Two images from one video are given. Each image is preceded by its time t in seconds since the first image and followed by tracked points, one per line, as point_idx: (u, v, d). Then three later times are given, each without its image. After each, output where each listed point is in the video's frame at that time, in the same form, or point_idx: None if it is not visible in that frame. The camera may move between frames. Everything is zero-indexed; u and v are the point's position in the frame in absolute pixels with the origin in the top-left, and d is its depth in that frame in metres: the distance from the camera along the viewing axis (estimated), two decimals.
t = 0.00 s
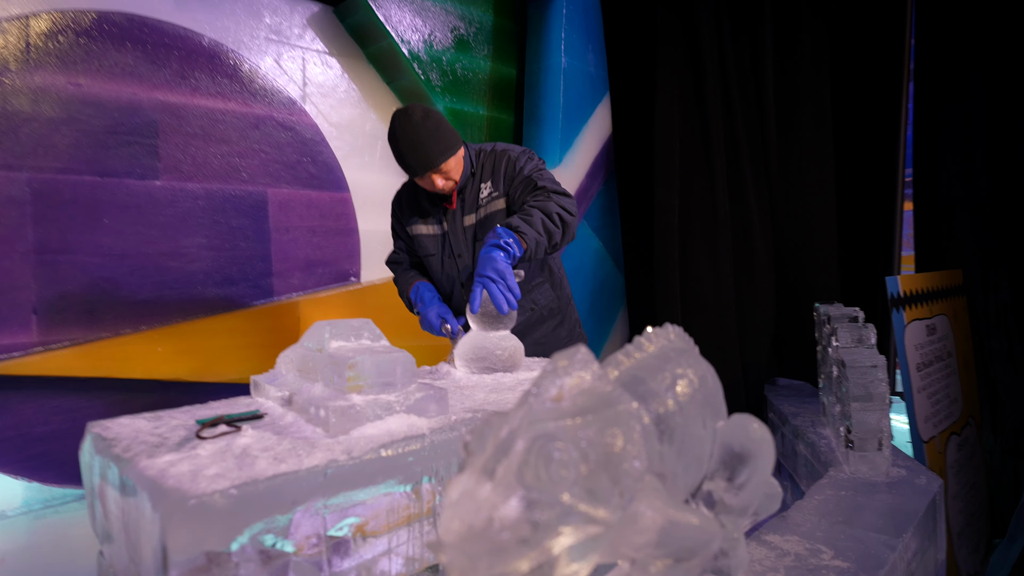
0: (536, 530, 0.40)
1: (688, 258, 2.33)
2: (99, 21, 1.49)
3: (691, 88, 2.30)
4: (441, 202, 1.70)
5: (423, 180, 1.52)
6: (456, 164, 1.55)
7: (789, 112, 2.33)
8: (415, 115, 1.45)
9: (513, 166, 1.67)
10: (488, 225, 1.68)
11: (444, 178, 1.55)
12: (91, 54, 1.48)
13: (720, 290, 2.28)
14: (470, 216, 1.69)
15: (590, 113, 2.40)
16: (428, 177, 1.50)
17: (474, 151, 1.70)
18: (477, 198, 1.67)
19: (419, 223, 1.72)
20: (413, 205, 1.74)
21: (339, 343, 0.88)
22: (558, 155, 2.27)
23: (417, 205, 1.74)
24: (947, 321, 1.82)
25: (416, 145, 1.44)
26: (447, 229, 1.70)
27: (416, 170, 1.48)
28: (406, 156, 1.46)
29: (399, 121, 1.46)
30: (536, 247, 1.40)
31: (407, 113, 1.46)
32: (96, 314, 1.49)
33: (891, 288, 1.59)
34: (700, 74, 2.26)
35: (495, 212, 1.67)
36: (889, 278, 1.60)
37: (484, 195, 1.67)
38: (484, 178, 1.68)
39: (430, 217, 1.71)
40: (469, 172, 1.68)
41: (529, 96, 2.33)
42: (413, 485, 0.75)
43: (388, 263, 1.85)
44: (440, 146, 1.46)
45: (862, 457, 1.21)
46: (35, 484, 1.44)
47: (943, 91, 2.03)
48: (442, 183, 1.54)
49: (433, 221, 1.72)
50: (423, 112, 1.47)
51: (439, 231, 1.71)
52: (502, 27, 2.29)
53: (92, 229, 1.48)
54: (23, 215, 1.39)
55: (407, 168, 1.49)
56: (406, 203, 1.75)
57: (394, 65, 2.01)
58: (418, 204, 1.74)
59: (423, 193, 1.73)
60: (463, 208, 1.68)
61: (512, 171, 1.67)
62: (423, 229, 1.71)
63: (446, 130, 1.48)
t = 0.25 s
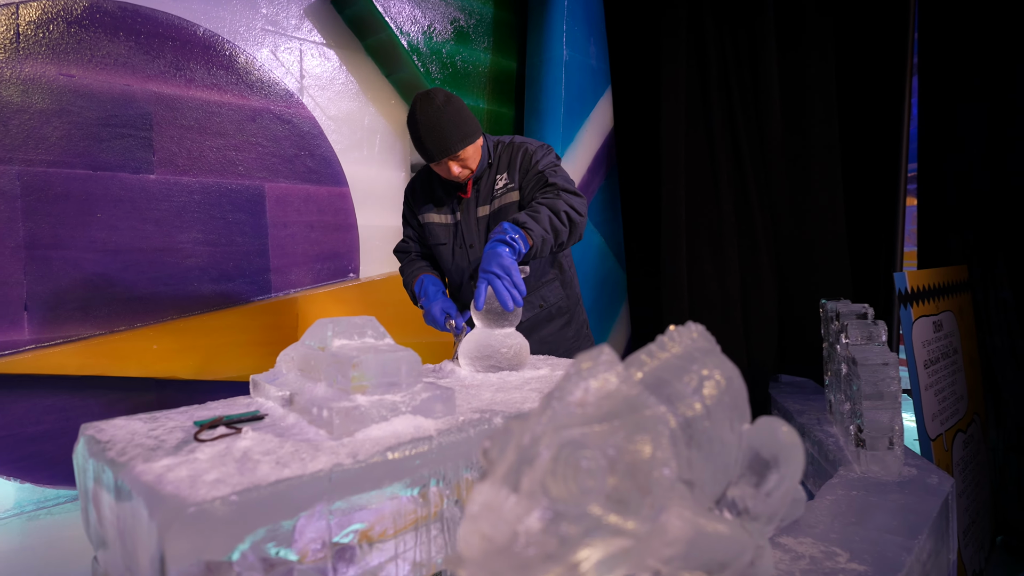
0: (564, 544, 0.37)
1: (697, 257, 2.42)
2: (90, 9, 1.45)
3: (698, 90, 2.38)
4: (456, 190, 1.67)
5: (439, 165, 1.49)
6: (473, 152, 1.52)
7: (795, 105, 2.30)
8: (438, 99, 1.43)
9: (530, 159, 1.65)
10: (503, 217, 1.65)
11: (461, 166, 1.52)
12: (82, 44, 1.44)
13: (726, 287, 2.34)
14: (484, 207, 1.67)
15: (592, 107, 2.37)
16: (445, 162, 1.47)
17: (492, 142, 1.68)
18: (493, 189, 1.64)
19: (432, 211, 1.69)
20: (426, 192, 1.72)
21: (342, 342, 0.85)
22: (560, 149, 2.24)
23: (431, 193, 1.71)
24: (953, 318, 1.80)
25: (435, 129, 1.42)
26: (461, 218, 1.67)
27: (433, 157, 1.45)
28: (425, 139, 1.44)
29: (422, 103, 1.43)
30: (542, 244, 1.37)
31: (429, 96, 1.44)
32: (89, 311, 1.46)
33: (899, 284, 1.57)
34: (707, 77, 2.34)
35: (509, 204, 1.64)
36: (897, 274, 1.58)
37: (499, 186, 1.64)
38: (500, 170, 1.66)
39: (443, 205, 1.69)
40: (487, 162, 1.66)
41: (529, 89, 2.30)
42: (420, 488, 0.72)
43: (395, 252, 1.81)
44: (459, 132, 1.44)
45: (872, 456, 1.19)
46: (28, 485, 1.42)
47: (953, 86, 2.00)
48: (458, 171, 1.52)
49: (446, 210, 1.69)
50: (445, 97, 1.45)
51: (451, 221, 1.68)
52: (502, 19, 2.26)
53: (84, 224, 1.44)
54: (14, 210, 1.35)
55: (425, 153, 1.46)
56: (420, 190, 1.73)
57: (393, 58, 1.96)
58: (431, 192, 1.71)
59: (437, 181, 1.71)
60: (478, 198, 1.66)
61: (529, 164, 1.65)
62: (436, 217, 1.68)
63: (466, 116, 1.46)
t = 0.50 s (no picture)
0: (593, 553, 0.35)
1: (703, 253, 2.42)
2: None
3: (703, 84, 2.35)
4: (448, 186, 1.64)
5: (433, 160, 1.47)
6: (467, 146, 1.49)
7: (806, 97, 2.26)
8: (432, 91, 1.40)
9: (525, 152, 1.63)
10: (498, 211, 1.62)
11: (455, 160, 1.50)
12: (81, 30, 1.41)
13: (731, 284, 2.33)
14: (478, 202, 1.63)
15: (597, 99, 2.34)
16: (439, 157, 1.44)
17: (484, 136, 1.66)
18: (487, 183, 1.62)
19: (424, 207, 1.65)
20: (416, 189, 1.68)
21: (348, 336, 0.83)
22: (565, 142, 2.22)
23: (421, 189, 1.68)
24: (963, 314, 1.78)
25: (431, 123, 1.39)
26: (454, 214, 1.64)
27: (427, 150, 1.42)
28: (420, 134, 1.41)
29: (413, 96, 1.40)
30: (549, 236, 1.35)
31: (423, 87, 1.41)
32: (89, 303, 1.44)
33: (910, 279, 1.55)
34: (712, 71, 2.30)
35: (506, 198, 1.61)
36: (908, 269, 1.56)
37: (494, 180, 1.62)
38: (495, 164, 1.63)
39: (435, 202, 1.65)
40: (479, 157, 1.63)
41: (534, 80, 2.27)
42: (428, 485, 0.70)
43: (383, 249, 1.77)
44: (453, 126, 1.41)
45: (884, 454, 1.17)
46: (27, 479, 1.40)
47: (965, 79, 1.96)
48: (453, 165, 1.49)
49: (438, 206, 1.65)
50: (440, 89, 1.43)
51: (444, 217, 1.65)
52: (507, 9, 2.23)
53: (84, 214, 1.42)
54: (12, 200, 1.33)
55: (418, 147, 1.43)
56: (409, 186, 1.69)
57: (396, 47, 1.94)
58: (422, 187, 1.67)
59: (427, 176, 1.67)
60: (472, 193, 1.63)
61: (524, 157, 1.63)
62: (428, 213, 1.65)
63: (461, 109, 1.44)
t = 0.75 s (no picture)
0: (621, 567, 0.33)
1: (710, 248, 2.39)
2: None
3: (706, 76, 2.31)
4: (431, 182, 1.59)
5: (415, 157, 1.42)
6: (449, 140, 1.45)
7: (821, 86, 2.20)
8: (406, 86, 1.35)
9: (513, 141, 1.60)
10: (487, 204, 1.59)
11: (437, 156, 1.45)
12: (81, 20, 1.38)
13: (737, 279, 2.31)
14: (465, 197, 1.59)
15: (604, 92, 2.31)
16: (421, 153, 1.40)
17: (465, 127, 1.61)
18: (473, 176, 1.58)
19: (408, 205, 1.61)
20: (398, 186, 1.63)
21: (354, 332, 0.81)
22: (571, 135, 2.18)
23: (403, 186, 1.63)
24: (976, 310, 1.75)
25: (409, 121, 1.34)
26: (440, 211, 1.59)
27: (406, 147, 1.38)
28: (399, 133, 1.36)
29: (387, 92, 1.34)
30: (556, 225, 1.33)
31: (396, 82, 1.35)
32: (91, 298, 1.42)
33: (925, 275, 1.52)
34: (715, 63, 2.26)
35: (495, 190, 1.59)
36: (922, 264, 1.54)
37: (481, 172, 1.58)
38: (479, 155, 1.59)
39: (419, 198, 1.61)
40: (461, 149, 1.58)
41: (541, 72, 2.24)
42: (437, 486, 0.68)
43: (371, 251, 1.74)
44: (432, 121, 1.36)
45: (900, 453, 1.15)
46: (29, 476, 1.39)
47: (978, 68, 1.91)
48: (435, 161, 1.45)
49: (423, 203, 1.61)
50: (415, 83, 1.37)
51: (430, 214, 1.60)
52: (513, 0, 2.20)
53: (85, 208, 1.40)
54: (12, 193, 1.31)
55: (397, 144, 1.38)
56: (390, 183, 1.64)
57: (401, 39, 1.92)
58: (404, 184, 1.63)
59: (408, 172, 1.62)
60: (457, 188, 1.58)
61: (511, 147, 1.60)
62: (412, 212, 1.60)
63: (439, 103, 1.39)
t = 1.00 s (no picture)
0: None
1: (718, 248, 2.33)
2: None
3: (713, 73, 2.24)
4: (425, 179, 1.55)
5: (407, 156, 1.38)
6: (440, 136, 1.41)
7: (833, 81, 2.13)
8: (391, 84, 1.30)
9: (509, 133, 1.56)
10: (485, 200, 1.56)
11: (430, 153, 1.41)
12: (82, 9, 1.36)
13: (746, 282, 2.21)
14: (461, 194, 1.56)
15: (612, 88, 2.27)
16: (412, 152, 1.36)
17: (458, 121, 1.57)
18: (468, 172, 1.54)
19: (403, 205, 1.57)
20: (392, 185, 1.59)
21: (362, 328, 0.78)
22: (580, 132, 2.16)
23: (397, 185, 1.59)
24: (992, 312, 1.72)
25: (398, 119, 1.29)
26: (436, 210, 1.56)
27: (394, 146, 1.34)
28: (388, 132, 1.32)
29: (374, 92, 1.30)
30: (565, 216, 1.30)
31: (382, 80, 1.31)
32: (92, 292, 1.39)
33: (942, 274, 1.49)
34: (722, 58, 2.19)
35: (494, 185, 1.55)
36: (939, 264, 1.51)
37: (476, 167, 1.54)
38: (475, 150, 1.56)
39: (414, 197, 1.57)
40: (455, 145, 1.55)
41: (549, 67, 2.22)
42: (449, 489, 0.65)
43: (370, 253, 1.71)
44: (421, 118, 1.32)
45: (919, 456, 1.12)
46: (28, 474, 1.37)
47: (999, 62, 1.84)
48: (427, 159, 1.41)
49: (418, 202, 1.57)
50: (401, 79, 1.32)
51: (427, 214, 1.57)
52: None
53: (87, 200, 1.37)
54: (12, 184, 1.29)
55: (387, 145, 1.35)
56: (383, 181, 1.60)
57: (408, 32, 1.89)
58: (397, 183, 1.59)
59: (401, 171, 1.58)
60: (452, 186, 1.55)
61: (507, 139, 1.56)
62: (408, 211, 1.57)
63: (427, 100, 1.34)
